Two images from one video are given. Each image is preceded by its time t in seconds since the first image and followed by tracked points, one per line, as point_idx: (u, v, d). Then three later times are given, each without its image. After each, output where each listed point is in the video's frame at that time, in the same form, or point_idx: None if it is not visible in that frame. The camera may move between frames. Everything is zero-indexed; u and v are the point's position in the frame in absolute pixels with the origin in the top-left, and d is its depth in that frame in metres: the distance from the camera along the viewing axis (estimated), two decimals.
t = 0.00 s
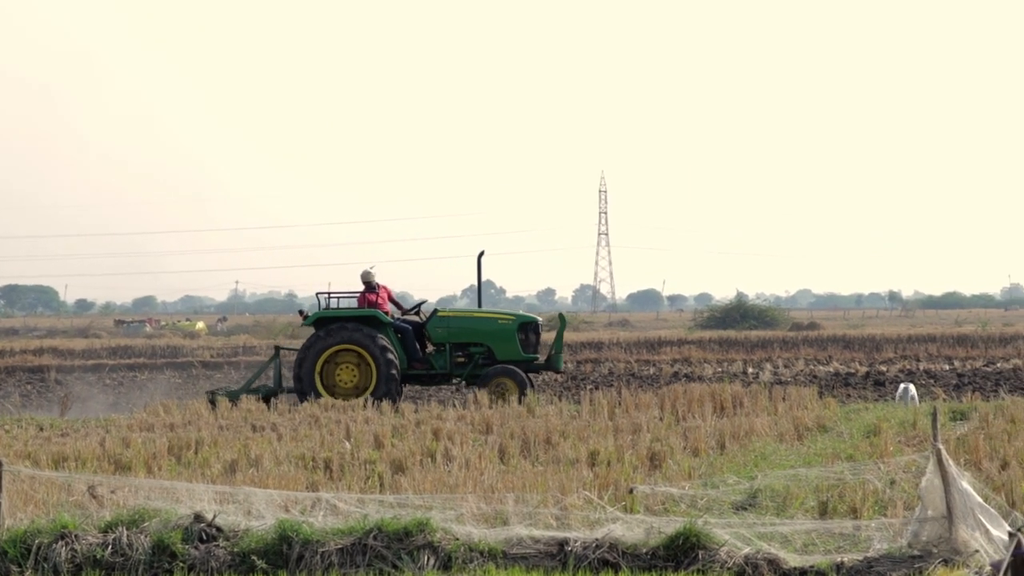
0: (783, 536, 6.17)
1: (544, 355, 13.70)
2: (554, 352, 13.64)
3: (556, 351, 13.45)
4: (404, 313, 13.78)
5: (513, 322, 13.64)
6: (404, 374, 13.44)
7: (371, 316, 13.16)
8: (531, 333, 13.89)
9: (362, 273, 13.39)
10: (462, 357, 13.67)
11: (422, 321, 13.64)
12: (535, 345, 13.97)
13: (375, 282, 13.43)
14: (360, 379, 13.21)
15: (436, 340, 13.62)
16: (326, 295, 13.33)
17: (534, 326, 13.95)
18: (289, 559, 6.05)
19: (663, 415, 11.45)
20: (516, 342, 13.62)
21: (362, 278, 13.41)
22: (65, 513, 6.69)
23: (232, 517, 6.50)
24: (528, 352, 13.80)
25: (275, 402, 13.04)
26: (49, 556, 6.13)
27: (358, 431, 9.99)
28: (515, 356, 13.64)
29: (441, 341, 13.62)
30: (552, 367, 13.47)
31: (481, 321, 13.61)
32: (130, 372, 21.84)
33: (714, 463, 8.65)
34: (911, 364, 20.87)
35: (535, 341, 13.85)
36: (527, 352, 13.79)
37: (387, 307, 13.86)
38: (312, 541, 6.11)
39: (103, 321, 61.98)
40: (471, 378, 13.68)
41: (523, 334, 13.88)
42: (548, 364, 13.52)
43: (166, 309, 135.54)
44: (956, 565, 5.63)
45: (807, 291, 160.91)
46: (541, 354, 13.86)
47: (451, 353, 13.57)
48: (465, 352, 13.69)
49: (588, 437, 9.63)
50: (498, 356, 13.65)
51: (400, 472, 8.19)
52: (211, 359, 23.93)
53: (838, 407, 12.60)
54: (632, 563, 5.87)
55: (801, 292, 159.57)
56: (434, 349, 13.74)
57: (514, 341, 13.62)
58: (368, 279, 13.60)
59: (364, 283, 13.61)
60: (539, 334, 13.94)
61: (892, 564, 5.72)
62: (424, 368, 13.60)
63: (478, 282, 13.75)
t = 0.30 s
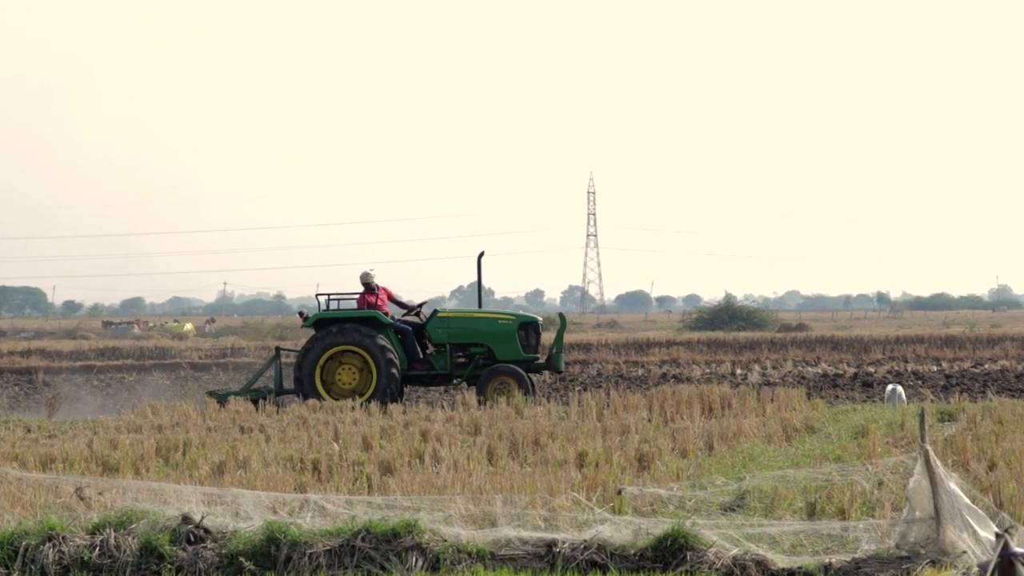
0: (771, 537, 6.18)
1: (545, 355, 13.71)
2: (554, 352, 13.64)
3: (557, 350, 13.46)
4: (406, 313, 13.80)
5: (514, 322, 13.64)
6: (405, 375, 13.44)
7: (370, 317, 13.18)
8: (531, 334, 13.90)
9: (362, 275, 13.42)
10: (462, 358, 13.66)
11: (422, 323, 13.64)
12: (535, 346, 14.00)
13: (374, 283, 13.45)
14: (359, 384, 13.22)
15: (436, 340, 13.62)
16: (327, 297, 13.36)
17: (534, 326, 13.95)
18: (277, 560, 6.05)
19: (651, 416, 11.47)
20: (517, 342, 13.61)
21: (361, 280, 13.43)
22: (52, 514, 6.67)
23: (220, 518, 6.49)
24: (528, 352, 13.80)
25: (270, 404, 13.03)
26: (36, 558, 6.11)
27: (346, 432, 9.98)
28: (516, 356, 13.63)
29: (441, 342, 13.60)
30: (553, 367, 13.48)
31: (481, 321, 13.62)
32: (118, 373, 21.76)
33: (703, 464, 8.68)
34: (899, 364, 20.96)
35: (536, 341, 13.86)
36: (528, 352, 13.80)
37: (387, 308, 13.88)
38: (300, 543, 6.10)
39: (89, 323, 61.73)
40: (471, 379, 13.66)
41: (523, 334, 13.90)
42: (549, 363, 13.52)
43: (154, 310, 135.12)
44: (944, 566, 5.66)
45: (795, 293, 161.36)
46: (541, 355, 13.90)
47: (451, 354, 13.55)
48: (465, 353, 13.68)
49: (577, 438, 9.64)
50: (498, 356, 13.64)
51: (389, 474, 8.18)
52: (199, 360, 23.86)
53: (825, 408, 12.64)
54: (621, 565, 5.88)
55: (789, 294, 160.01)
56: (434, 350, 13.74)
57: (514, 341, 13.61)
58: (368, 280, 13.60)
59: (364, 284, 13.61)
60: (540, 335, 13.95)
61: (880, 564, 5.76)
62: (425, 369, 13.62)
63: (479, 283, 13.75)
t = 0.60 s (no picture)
0: (759, 538, 6.21)
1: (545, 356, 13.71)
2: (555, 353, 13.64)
3: (557, 350, 13.47)
4: (407, 312, 13.82)
5: (515, 322, 13.63)
6: (405, 376, 13.49)
7: (371, 318, 13.20)
8: (532, 334, 13.89)
9: (362, 276, 13.44)
10: (462, 358, 13.66)
11: (423, 323, 13.64)
12: (536, 346, 13.98)
13: (374, 284, 13.47)
14: (357, 386, 13.24)
15: (437, 341, 13.62)
16: (328, 298, 13.39)
17: (535, 326, 13.94)
18: (265, 562, 6.05)
19: (639, 417, 11.50)
20: (518, 342, 13.59)
21: (361, 281, 13.46)
22: (40, 516, 6.65)
23: (207, 520, 6.48)
24: (529, 352, 13.80)
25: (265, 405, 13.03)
26: (24, 560, 6.10)
27: (335, 433, 9.97)
28: (517, 356, 13.62)
29: (442, 342, 13.60)
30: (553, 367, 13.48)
31: (482, 321, 13.61)
32: (106, 375, 21.69)
33: (691, 465, 8.71)
34: (887, 365, 21.07)
35: (536, 342, 13.86)
36: (529, 353, 13.81)
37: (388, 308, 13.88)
38: (288, 544, 6.10)
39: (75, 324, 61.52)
40: (472, 380, 13.66)
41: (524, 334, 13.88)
42: (549, 363, 13.51)
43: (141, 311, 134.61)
44: (931, 567, 5.69)
45: (783, 294, 161.85)
46: (542, 355, 13.88)
47: (452, 354, 13.56)
48: (466, 353, 13.67)
49: (565, 440, 9.67)
50: (499, 356, 13.63)
51: (377, 475, 8.19)
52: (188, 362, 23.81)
53: (814, 409, 12.69)
54: (609, 566, 5.90)
55: (778, 296, 160.51)
56: (435, 350, 13.74)
57: (515, 341, 13.60)
58: (368, 280, 13.60)
59: (364, 284, 13.61)
60: (541, 335, 13.94)
61: (867, 565, 5.79)
62: (426, 370, 13.64)
63: (479, 284, 13.76)
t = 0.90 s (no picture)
0: (746, 539, 6.23)
1: (547, 358, 13.71)
2: (556, 355, 13.65)
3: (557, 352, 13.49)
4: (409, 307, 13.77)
5: (516, 324, 13.64)
6: (407, 378, 13.47)
7: (372, 319, 13.19)
8: (534, 336, 13.88)
9: (362, 276, 13.43)
10: (463, 360, 13.65)
11: (424, 325, 13.64)
12: (538, 347, 13.97)
13: (375, 285, 13.48)
14: (356, 390, 13.22)
15: (438, 342, 13.62)
16: (329, 299, 13.35)
17: (536, 327, 13.93)
18: (251, 563, 6.05)
19: (626, 418, 11.52)
20: (519, 345, 13.60)
21: (362, 282, 13.45)
22: (26, 517, 6.63)
23: (194, 521, 6.47)
24: (530, 354, 13.79)
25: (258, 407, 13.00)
26: (9, 562, 6.08)
27: (321, 435, 9.96)
28: (519, 357, 13.63)
29: (443, 344, 13.60)
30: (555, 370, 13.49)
31: (484, 323, 13.61)
32: (92, 376, 21.60)
33: (677, 466, 8.73)
34: (873, 367, 21.17)
35: (538, 344, 13.85)
36: (530, 355, 13.81)
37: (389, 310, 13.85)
38: (274, 545, 6.10)
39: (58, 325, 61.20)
40: (472, 381, 13.66)
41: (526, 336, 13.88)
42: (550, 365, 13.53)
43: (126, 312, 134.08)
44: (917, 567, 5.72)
45: (769, 295, 162.33)
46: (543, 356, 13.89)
47: (453, 356, 13.55)
48: (467, 354, 13.66)
49: (551, 441, 9.67)
50: (500, 358, 13.64)
51: (363, 476, 8.19)
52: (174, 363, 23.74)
53: (801, 411, 12.73)
54: (595, 567, 5.91)
55: (764, 297, 160.99)
56: (435, 352, 13.75)
57: (517, 343, 13.61)
58: (368, 281, 13.59)
59: (364, 285, 13.60)
60: (542, 337, 13.94)
61: (853, 566, 5.83)
62: (427, 372, 13.62)
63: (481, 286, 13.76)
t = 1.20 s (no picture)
0: (733, 540, 6.25)
1: (549, 359, 13.72)
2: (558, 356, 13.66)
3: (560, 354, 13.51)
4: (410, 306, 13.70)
5: (518, 325, 13.66)
6: (409, 379, 13.46)
7: (374, 320, 13.18)
8: (535, 337, 13.88)
9: (363, 278, 13.41)
10: (466, 361, 13.63)
11: (426, 326, 13.64)
12: (540, 349, 13.97)
13: (376, 286, 13.47)
14: (354, 390, 13.22)
15: (441, 343, 13.61)
16: (331, 300, 13.33)
17: (539, 328, 13.93)
18: (239, 564, 6.04)
19: (614, 419, 11.54)
20: (521, 346, 13.62)
21: (363, 283, 13.43)
22: (12, 519, 6.61)
23: (181, 522, 6.46)
24: (532, 355, 13.80)
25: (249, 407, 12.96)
26: None
27: (308, 435, 9.95)
28: (521, 359, 13.65)
29: (445, 345, 13.59)
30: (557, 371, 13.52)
31: (486, 324, 13.60)
32: (80, 376, 21.54)
33: (665, 467, 8.75)
34: (860, 367, 21.24)
35: (540, 345, 13.85)
36: (533, 356, 13.80)
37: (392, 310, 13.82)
38: (262, 546, 6.10)
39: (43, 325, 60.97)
40: (475, 383, 13.64)
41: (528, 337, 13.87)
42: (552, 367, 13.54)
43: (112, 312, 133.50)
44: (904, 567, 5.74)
45: (757, 297, 162.75)
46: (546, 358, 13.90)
47: (456, 357, 13.53)
48: (469, 355, 13.65)
49: (539, 442, 9.68)
50: (502, 359, 13.65)
51: (351, 477, 8.18)
52: (162, 364, 23.68)
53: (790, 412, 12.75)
54: (582, 568, 5.93)
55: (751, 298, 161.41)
56: (437, 353, 13.75)
57: (520, 344, 13.63)
58: (369, 282, 13.58)
59: (366, 285, 13.59)
60: (544, 338, 13.94)
61: (841, 566, 5.86)
62: (429, 373, 13.62)
63: (483, 287, 13.75)
